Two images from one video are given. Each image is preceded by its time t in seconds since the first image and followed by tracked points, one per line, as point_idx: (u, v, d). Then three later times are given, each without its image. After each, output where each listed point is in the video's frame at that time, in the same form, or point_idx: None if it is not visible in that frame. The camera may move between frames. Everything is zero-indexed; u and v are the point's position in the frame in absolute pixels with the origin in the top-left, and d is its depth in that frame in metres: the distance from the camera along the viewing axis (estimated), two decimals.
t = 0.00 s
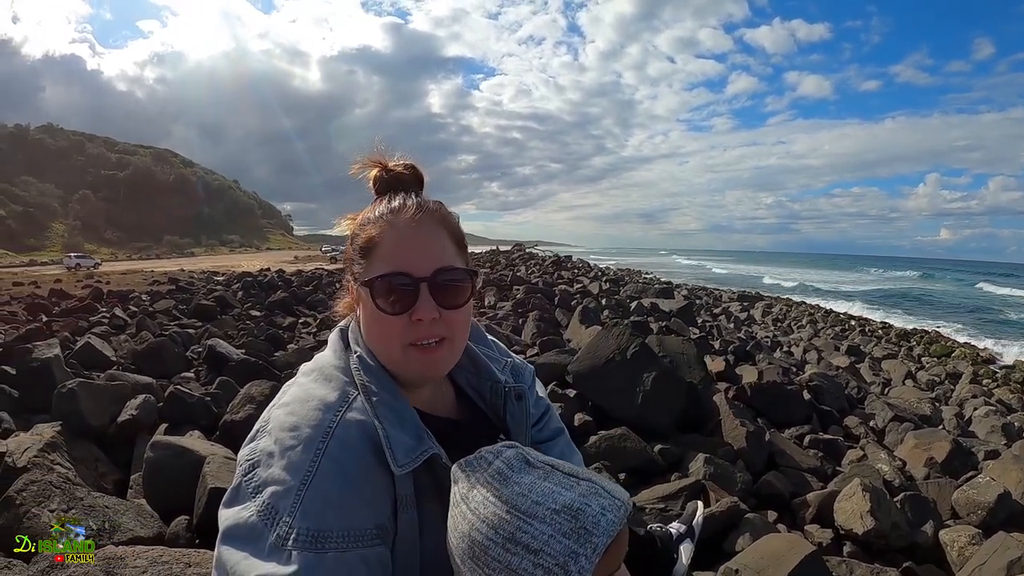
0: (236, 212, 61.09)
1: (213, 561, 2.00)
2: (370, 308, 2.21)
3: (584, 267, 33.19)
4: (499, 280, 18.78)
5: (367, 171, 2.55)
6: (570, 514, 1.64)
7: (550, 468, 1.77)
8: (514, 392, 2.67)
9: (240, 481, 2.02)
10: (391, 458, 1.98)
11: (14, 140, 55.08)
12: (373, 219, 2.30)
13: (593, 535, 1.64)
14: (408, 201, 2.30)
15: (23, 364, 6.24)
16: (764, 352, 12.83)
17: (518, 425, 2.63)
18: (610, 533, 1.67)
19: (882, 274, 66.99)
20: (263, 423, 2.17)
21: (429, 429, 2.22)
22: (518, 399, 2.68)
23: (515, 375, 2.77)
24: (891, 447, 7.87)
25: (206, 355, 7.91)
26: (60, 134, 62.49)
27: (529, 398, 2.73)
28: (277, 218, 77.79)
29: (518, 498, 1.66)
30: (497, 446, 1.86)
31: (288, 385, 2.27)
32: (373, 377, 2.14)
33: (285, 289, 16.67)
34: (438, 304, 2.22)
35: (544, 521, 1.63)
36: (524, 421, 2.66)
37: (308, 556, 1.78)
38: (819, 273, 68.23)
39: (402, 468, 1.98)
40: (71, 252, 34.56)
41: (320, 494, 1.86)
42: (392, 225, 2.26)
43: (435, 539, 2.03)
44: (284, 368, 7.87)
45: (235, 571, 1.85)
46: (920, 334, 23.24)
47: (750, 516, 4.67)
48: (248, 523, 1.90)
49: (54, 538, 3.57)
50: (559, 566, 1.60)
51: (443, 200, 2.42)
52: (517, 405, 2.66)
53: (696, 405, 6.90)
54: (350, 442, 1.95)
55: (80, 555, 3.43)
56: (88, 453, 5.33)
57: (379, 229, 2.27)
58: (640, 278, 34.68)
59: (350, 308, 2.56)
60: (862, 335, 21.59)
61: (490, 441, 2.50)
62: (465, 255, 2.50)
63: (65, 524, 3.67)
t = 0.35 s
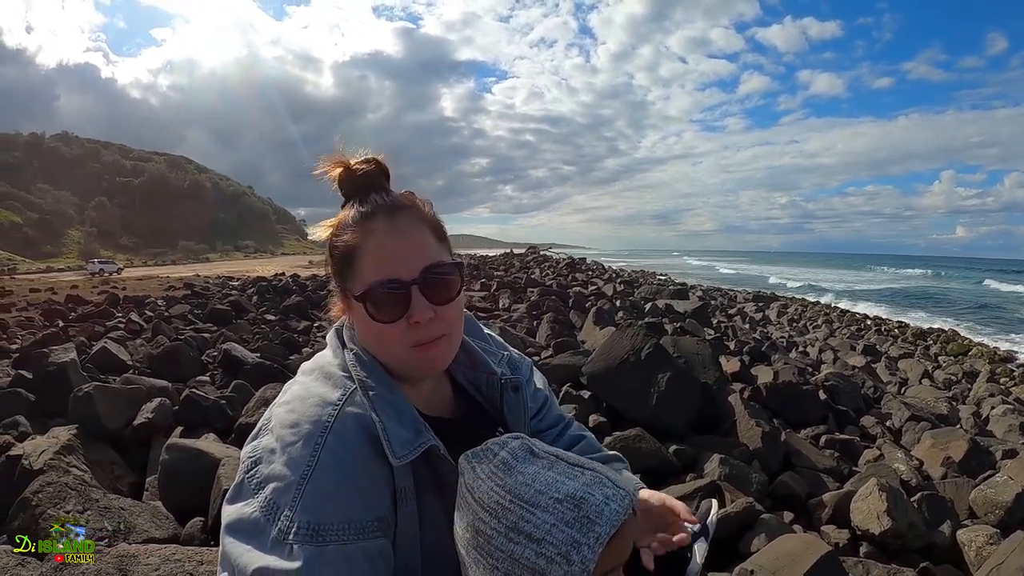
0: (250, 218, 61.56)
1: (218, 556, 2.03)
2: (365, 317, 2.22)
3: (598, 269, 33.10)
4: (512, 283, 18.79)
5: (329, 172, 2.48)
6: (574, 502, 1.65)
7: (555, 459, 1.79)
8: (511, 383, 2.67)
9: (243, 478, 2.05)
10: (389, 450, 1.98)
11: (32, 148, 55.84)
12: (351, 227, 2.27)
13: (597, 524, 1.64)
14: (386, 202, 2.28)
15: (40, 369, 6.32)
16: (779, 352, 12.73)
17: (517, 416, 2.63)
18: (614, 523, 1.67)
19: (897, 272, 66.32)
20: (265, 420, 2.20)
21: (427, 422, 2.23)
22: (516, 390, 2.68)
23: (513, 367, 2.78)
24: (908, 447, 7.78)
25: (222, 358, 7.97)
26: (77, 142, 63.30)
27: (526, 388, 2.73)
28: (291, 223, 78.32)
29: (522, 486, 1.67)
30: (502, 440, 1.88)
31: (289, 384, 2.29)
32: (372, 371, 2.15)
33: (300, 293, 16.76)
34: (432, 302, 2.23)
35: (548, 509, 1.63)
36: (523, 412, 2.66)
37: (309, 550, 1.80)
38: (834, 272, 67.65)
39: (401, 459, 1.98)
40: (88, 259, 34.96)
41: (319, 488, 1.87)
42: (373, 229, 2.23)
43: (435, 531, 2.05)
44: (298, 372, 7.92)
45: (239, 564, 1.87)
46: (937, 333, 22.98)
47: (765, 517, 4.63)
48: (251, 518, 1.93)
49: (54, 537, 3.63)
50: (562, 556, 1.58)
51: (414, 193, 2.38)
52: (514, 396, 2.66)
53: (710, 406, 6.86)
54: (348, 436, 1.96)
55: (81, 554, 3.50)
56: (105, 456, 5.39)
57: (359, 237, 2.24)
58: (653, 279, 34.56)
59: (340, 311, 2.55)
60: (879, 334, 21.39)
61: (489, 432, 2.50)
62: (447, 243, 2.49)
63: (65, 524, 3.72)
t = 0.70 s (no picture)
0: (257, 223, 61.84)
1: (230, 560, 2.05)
2: (374, 320, 2.23)
3: (605, 269, 33.04)
4: (519, 284, 18.81)
5: (330, 180, 2.51)
6: (577, 503, 1.63)
7: (561, 459, 1.78)
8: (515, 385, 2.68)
9: (252, 482, 2.07)
10: (397, 454, 1.99)
11: (40, 156, 56.28)
12: (356, 232, 2.29)
13: (602, 525, 1.61)
14: (390, 206, 2.30)
15: (51, 375, 6.37)
16: (788, 350, 12.69)
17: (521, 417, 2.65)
18: (620, 523, 1.64)
19: (905, 269, 65.97)
20: (273, 425, 2.22)
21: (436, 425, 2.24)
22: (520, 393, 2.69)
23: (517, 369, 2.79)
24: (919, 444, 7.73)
25: (231, 363, 8.02)
26: (85, 150, 63.77)
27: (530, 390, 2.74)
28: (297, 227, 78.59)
29: (526, 487, 1.67)
30: (513, 439, 1.88)
31: (297, 389, 2.31)
32: (383, 376, 2.16)
33: (308, 297, 16.84)
34: (440, 303, 2.24)
35: (551, 508, 1.63)
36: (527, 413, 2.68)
37: (319, 553, 1.81)
38: (842, 270, 67.34)
39: (410, 463, 2.00)
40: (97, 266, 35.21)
41: (327, 493, 1.88)
42: (379, 233, 2.25)
43: (444, 532, 2.05)
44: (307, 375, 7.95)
45: (250, 568, 1.89)
46: (946, 329, 22.85)
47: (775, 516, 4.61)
48: (261, 522, 1.94)
49: (54, 538, 3.66)
50: (565, 556, 1.59)
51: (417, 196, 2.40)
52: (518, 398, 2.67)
53: (719, 405, 6.85)
54: (356, 440, 1.97)
55: (80, 555, 3.54)
56: (115, 461, 5.43)
57: (364, 241, 2.26)
58: (660, 279, 34.50)
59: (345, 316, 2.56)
60: (887, 331, 21.28)
61: (495, 434, 2.51)
62: (451, 244, 2.51)
63: (64, 524, 3.75)
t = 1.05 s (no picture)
0: (259, 224, 61.88)
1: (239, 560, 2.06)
2: (367, 326, 2.24)
3: (607, 268, 32.97)
4: (521, 283, 18.79)
5: (339, 184, 2.56)
6: (579, 507, 1.63)
7: (567, 461, 1.78)
8: (530, 393, 2.66)
9: (261, 483, 2.08)
10: (405, 454, 2.00)
11: (42, 159, 56.41)
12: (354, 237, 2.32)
13: (604, 527, 1.61)
14: (386, 211, 2.30)
15: (54, 377, 6.39)
16: (791, 348, 12.66)
17: (535, 423, 2.64)
18: (623, 527, 1.63)
19: (908, 266, 65.76)
20: (281, 425, 2.22)
21: (441, 427, 2.24)
22: (535, 399, 2.68)
23: (532, 377, 2.77)
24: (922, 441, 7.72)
25: (234, 364, 8.03)
26: (86, 152, 63.90)
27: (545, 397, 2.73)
28: (299, 228, 78.65)
29: (531, 488, 1.68)
30: (520, 440, 1.88)
31: (306, 388, 2.32)
32: (379, 379, 2.16)
33: (310, 297, 16.85)
34: (433, 310, 2.23)
35: (553, 511, 1.63)
36: (541, 420, 2.67)
37: (328, 553, 1.82)
38: (844, 267, 67.22)
39: (417, 463, 2.00)
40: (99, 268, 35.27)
41: (335, 494, 1.89)
42: (374, 239, 2.27)
43: (452, 533, 2.06)
44: (310, 376, 7.96)
45: (259, 567, 1.90)
46: (948, 326, 22.79)
47: (779, 514, 4.61)
48: (269, 522, 1.95)
49: (55, 538, 3.69)
50: (567, 558, 1.59)
51: (417, 200, 2.40)
52: (533, 404, 2.66)
53: (723, 403, 6.84)
54: (364, 441, 1.98)
55: (82, 556, 3.57)
56: (119, 463, 5.45)
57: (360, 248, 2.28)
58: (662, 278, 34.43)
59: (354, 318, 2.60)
60: (890, 328, 21.23)
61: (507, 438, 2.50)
62: (455, 248, 2.49)
63: (64, 524, 3.77)
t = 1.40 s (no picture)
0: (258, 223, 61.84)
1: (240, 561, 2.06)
2: (384, 318, 2.23)
3: (607, 267, 32.91)
4: (520, 283, 18.80)
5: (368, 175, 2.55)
6: (585, 514, 1.64)
7: (573, 465, 1.78)
8: (531, 392, 2.67)
9: (261, 483, 2.08)
10: (405, 455, 2.00)
11: (41, 158, 56.36)
12: (381, 227, 2.30)
13: (608, 536, 1.63)
14: (419, 206, 2.31)
15: (54, 377, 6.38)
16: (790, 347, 12.65)
17: (535, 423, 2.65)
18: (627, 536, 1.65)
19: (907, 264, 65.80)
20: (281, 425, 2.23)
21: (443, 428, 2.24)
22: (536, 399, 2.69)
23: (532, 377, 2.78)
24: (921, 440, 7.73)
25: (233, 364, 8.03)
26: (84, 151, 63.83)
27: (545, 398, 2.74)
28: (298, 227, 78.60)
29: (537, 492, 1.68)
30: (527, 442, 1.88)
31: (307, 387, 2.32)
32: (386, 376, 2.16)
33: (309, 297, 16.85)
34: (452, 310, 2.24)
35: (559, 517, 1.64)
36: (541, 421, 2.67)
37: (329, 553, 1.83)
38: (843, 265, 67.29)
39: (417, 464, 2.00)
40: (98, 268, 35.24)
41: (336, 494, 1.89)
42: (403, 231, 2.26)
43: (453, 534, 2.05)
44: (310, 375, 7.95)
45: (260, 567, 1.90)
46: (947, 324, 22.82)
47: (779, 512, 4.61)
48: (270, 522, 1.95)
49: (56, 537, 3.69)
50: (568, 564, 1.60)
51: (447, 201, 2.42)
52: (534, 404, 2.67)
53: (722, 401, 6.85)
54: (364, 441, 1.98)
55: (82, 555, 3.57)
56: (119, 463, 5.45)
57: (388, 238, 2.27)
58: (661, 277, 34.43)
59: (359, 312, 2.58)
60: (889, 327, 21.25)
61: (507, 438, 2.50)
62: (473, 253, 2.51)
63: (64, 523, 3.78)
